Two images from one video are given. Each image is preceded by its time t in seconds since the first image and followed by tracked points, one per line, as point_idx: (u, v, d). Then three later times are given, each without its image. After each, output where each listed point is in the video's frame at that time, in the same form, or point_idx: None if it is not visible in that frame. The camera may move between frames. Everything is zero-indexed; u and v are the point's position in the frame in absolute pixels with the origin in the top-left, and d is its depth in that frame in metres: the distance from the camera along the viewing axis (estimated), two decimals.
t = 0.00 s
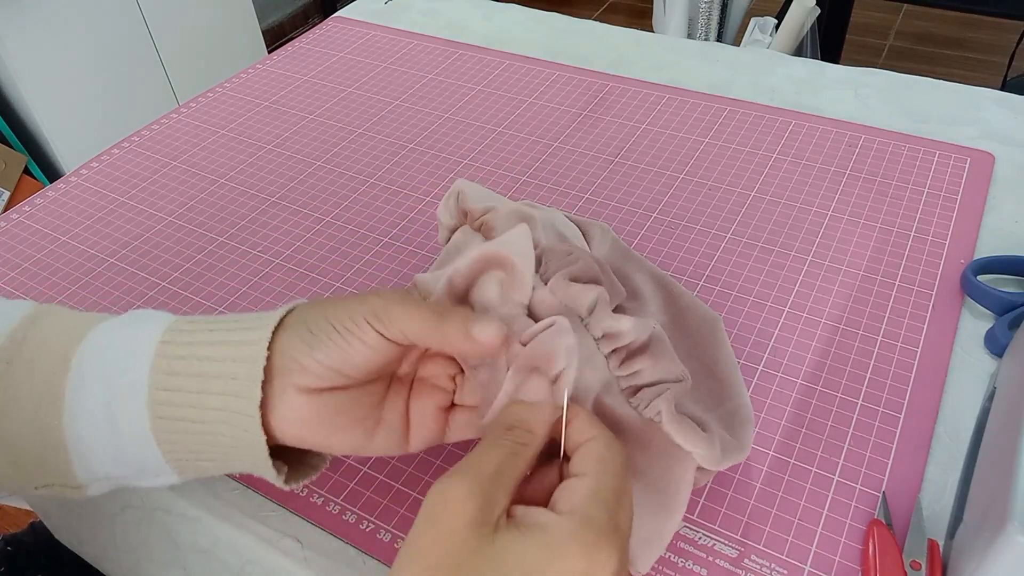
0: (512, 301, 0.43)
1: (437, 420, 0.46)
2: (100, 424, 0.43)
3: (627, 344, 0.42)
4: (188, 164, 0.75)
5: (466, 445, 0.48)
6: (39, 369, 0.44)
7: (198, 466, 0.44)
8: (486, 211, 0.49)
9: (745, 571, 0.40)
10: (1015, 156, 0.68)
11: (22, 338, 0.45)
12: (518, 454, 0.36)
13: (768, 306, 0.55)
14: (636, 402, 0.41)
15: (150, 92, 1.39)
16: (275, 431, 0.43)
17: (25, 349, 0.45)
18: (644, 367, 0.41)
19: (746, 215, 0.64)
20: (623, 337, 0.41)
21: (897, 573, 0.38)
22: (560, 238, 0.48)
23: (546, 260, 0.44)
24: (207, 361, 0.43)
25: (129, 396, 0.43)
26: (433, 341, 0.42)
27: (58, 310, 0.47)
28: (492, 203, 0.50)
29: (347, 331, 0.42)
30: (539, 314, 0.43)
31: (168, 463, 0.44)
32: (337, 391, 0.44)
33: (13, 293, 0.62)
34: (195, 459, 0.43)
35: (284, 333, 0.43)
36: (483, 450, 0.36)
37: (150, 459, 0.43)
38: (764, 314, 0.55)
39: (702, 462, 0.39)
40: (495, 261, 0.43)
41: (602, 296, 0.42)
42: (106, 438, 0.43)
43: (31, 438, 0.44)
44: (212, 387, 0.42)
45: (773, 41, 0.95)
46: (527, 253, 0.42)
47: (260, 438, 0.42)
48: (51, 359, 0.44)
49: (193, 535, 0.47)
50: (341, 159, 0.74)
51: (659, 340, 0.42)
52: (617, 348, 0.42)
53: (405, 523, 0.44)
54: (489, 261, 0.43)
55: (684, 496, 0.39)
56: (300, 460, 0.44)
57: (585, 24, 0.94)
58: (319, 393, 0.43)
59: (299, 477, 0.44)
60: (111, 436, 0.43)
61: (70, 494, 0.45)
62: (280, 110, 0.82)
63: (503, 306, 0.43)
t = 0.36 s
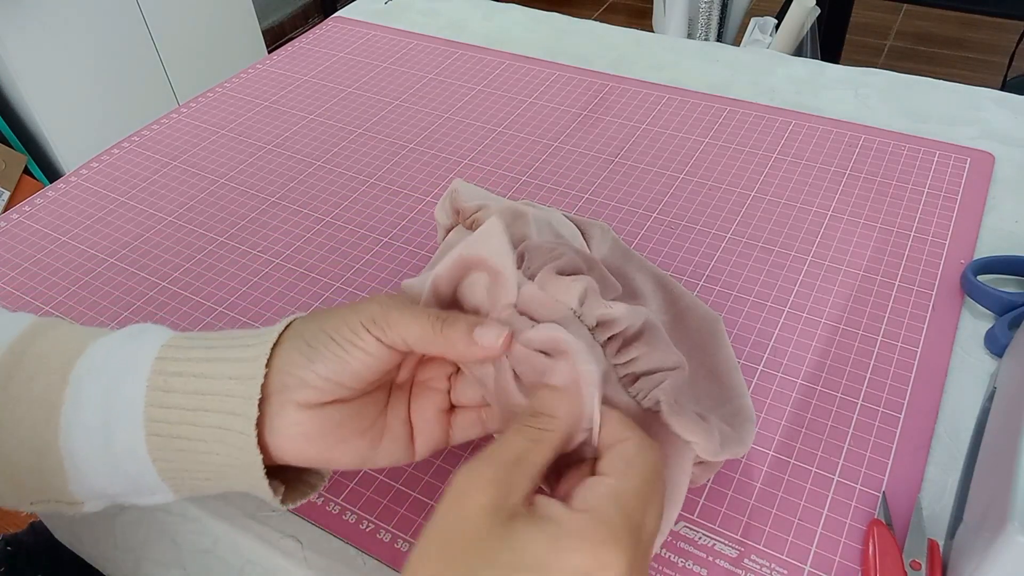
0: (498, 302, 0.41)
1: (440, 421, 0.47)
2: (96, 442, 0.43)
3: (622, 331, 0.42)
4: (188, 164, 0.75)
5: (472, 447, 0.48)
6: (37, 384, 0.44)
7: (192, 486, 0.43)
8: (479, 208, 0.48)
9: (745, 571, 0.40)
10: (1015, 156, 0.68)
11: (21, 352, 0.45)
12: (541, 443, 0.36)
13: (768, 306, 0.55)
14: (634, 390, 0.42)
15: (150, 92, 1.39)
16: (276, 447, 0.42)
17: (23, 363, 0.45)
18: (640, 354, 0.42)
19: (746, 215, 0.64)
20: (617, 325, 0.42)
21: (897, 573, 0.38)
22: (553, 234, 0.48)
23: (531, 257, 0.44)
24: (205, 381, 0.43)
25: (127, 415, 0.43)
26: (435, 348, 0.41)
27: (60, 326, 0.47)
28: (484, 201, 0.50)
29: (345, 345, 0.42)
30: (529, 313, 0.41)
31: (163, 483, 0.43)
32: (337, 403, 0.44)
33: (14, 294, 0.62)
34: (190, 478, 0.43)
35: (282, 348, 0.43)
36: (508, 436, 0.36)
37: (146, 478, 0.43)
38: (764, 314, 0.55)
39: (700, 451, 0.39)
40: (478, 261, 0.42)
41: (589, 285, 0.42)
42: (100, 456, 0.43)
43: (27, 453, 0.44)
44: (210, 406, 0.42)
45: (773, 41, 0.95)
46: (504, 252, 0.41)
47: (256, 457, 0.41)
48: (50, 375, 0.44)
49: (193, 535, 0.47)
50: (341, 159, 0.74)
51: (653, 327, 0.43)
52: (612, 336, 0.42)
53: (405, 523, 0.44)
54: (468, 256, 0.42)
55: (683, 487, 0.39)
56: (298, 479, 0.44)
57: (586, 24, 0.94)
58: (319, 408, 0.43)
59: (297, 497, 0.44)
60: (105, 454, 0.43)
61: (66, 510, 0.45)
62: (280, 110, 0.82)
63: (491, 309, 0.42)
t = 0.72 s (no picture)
0: (497, 297, 0.42)
1: (443, 422, 0.47)
2: (97, 449, 0.43)
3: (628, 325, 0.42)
4: (188, 164, 0.75)
5: (473, 447, 0.48)
6: (39, 391, 0.44)
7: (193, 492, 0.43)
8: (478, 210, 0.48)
9: (745, 571, 0.40)
10: (1015, 156, 0.68)
11: (24, 360, 0.45)
12: (580, 419, 0.36)
13: (768, 306, 0.55)
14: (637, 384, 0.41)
15: (150, 92, 1.39)
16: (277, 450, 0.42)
17: (24, 370, 0.45)
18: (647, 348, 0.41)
19: (746, 215, 0.64)
20: (622, 318, 0.41)
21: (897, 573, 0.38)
22: (553, 234, 0.47)
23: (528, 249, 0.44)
24: (205, 386, 0.43)
25: (128, 421, 0.43)
26: (433, 350, 0.41)
27: (62, 334, 0.47)
28: (485, 204, 0.49)
29: (344, 348, 0.42)
30: (529, 305, 0.42)
31: (163, 489, 0.43)
32: (337, 406, 0.44)
33: (14, 294, 0.62)
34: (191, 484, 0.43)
35: (281, 351, 0.43)
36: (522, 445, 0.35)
37: (146, 484, 0.43)
38: (764, 314, 0.55)
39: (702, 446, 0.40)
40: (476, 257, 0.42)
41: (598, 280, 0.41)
42: (101, 464, 0.43)
43: (27, 461, 0.44)
44: (211, 411, 0.42)
45: (773, 41, 0.95)
46: (503, 245, 0.42)
47: (258, 460, 0.41)
48: (52, 381, 0.44)
49: (193, 535, 0.47)
50: (341, 159, 0.74)
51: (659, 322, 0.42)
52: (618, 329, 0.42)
53: (405, 523, 0.44)
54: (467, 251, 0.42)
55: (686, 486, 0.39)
56: (299, 486, 0.44)
57: (585, 24, 0.94)
58: (319, 411, 0.43)
59: (300, 503, 0.43)
60: (106, 461, 0.43)
61: (65, 518, 0.45)
62: (280, 110, 0.82)
63: (491, 305, 0.42)
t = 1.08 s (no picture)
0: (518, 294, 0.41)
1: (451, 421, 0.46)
2: (103, 449, 0.43)
3: (644, 333, 0.42)
4: (188, 164, 0.75)
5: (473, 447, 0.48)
6: (43, 393, 0.44)
7: (199, 491, 0.43)
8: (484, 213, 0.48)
9: (745, 571, 0.40)
10: (1015, 156, 0.68)
11: (29, 360, 0.45)
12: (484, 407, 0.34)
13: (768, 306, 0.55)
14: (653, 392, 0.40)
15: (150, 92, 1.39)
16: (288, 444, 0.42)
17: (28, 371, 0.45)
18: (663, 357, 0.41)
19: (746, 215, 0.64)
20: (638, 326, 0.42)
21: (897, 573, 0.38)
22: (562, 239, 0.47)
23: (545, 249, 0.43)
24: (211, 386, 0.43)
25: (134, 420, 0.43)
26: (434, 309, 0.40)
27: (64, 334, 0.47)
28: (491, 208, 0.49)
29: (344, 328, 0.42)
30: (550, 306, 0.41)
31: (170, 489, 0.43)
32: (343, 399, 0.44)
33: (14, 294, 0.62)
34: (197, 484, 0.43)
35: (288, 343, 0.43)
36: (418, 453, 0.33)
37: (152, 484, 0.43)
38: (764, 314, 0.55)
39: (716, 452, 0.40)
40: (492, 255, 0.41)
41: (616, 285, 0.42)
42: (107, 464, 0.43)
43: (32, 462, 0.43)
44: (217, 409, 0.42)
45: (773, 41, 0.95)
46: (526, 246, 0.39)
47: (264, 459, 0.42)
48: (57, 381, 0.44)
49: (194, 535, 0.47)
50: (341, 159, 0.74)
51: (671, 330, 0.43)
52: (634, 337, 0.42)
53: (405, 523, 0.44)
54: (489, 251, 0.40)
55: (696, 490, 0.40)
56: (306, 485, 0.44)
57: (586, 24, 0.94)
58: (324, 403, 0.43)
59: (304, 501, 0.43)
60: (111, 462, 0.43)
61: (69, 519, 0.45)
62: (280, 110, 0.82)
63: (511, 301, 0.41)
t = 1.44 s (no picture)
0: (522, 294, 0.41)
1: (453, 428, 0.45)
2: (102, 455, 0.42)
3: (650, 326, 0.42)
4: (188, 164, 0.75)
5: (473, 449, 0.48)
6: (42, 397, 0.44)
7: (199, 498, 0.43)
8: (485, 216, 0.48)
9: (745, 571, 0.40)
10: (1015, 156, 0.68)
11: (29, 365, 0.45)
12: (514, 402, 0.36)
13: (768, 306, 0.55)
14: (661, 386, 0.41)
15: (150, 92, 1.39)
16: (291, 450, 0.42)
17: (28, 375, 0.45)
18: (671, 348, 0.41)
19: (745, 215, 0.64)
20: (645, 318, 0.41)
21: (897, 573, 0.38)
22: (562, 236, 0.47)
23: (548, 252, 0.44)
24: (213, 392, 0.43)
25: (135, 426, 0.43)
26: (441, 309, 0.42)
27: (64, 339, 0.47)
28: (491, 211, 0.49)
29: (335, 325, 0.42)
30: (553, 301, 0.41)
31: (170, 495, 0.43)
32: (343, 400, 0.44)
33: (14, 294, 0.62)
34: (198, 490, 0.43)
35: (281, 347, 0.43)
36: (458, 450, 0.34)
37: (153, 490, 0.43)
38: (764, 314, 0.55)
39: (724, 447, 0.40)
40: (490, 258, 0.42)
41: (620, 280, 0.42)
42: (106, 469, 0.42)
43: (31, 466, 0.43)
44: (218, 416, 0.42)
45: (773, 41, 0.95)
46: (526, 244, 0.42)
47: (264, 465, 0.41)
48: (57, 386, 0.44)
49: (194, 535, 0.47)
50: (341, 159, 0.74)
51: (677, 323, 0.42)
52: (641, 330, 0.42)
53: (405, 523, 0.44)
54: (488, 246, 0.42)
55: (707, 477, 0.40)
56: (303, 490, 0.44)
57: (585, 24, 0.94)
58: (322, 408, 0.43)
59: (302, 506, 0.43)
60: (111, 466, 0.43)
61: (69, 524, 0.44)
62: (280, 110, 0.82)
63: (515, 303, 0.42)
